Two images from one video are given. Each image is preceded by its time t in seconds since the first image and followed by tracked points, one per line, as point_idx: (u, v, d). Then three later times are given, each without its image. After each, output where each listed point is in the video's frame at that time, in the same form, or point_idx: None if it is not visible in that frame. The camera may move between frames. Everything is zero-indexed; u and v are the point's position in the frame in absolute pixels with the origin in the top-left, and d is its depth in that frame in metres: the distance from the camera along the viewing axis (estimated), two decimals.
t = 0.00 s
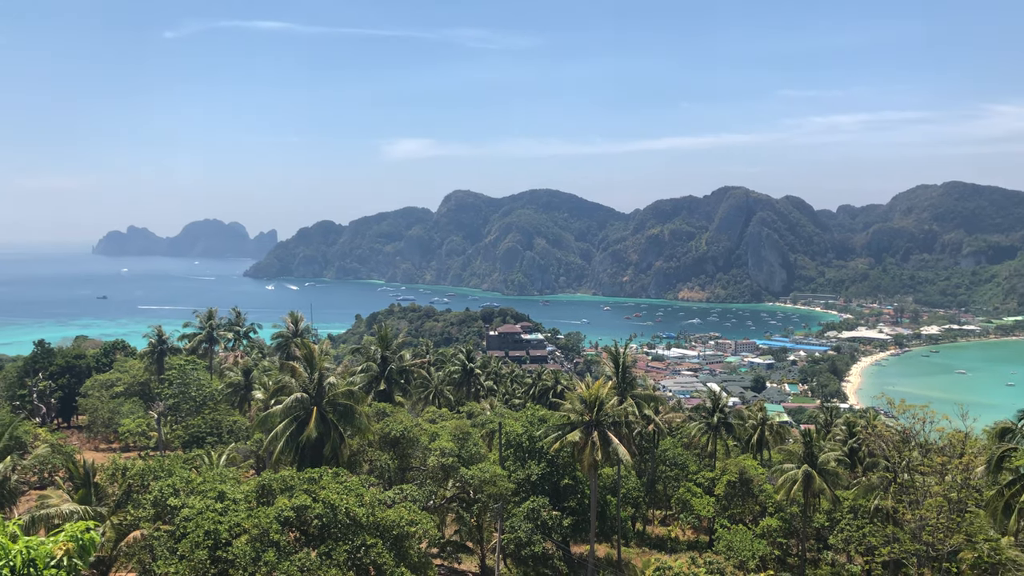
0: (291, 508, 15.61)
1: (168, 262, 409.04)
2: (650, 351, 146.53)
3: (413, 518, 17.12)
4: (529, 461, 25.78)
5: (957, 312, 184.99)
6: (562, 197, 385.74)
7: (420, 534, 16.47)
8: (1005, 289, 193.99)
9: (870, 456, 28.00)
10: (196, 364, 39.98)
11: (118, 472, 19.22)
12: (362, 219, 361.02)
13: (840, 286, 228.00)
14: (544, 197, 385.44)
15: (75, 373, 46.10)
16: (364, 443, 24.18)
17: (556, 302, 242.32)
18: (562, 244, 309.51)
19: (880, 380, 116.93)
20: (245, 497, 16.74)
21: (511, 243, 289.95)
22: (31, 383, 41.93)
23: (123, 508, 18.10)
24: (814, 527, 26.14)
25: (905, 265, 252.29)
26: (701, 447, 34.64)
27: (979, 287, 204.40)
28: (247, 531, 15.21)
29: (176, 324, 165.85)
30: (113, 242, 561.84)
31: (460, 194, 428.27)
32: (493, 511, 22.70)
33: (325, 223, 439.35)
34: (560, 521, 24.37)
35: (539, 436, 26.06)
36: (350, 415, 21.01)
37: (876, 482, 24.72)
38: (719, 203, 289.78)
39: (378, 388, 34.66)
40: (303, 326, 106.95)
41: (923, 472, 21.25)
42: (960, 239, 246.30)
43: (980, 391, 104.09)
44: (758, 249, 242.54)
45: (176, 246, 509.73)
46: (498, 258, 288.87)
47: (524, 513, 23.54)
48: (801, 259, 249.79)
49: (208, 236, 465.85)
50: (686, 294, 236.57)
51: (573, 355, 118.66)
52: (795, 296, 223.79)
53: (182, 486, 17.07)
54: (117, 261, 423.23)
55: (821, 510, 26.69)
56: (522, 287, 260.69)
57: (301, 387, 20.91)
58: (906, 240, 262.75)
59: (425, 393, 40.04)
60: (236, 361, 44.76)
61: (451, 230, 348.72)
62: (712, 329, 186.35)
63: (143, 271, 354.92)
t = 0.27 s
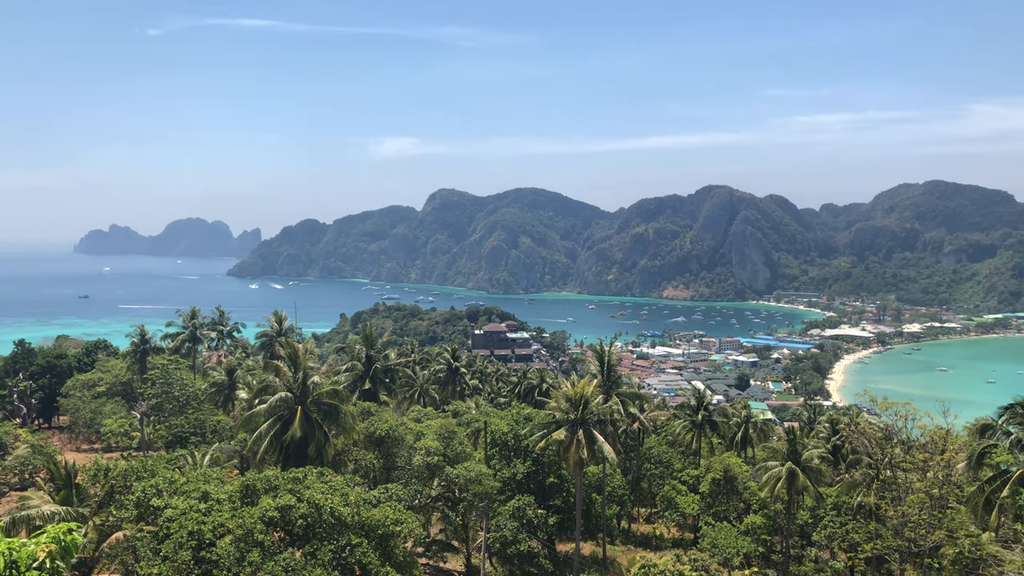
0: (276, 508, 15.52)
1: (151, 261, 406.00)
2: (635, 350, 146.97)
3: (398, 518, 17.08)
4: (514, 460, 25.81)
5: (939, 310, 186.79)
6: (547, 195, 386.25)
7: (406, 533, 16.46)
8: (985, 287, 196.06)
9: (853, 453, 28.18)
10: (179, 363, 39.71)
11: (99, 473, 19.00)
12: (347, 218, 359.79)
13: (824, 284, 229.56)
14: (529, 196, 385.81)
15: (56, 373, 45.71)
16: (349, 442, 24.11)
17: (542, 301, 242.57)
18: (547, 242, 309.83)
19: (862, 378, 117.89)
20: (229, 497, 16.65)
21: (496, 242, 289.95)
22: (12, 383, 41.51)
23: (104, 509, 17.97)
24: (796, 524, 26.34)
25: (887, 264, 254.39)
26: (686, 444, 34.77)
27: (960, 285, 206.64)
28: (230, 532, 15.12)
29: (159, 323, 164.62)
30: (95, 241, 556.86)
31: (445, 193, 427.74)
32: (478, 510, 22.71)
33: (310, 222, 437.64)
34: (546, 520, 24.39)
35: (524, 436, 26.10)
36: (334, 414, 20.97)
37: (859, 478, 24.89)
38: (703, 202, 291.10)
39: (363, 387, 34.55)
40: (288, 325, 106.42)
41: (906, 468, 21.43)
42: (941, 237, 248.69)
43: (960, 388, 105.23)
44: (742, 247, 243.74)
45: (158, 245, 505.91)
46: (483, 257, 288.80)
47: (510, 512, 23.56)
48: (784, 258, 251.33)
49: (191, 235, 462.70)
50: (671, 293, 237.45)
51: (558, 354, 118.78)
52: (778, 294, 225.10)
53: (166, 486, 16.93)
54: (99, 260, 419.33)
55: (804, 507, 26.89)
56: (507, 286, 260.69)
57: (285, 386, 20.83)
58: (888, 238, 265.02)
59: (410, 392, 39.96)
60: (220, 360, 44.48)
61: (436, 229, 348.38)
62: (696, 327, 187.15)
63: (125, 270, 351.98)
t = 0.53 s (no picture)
0: (261, 508, 15.45)
1: (134, 260, 403.02)
2: (620, 348, 147.37)
3: (383, 517, 17.05)
4: (500, 459, 25.81)
5: (920, 308, 188.61)
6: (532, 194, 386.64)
7: (392, 532, 16.46)
8: (966, 285, 198.12)
9: (836, 450, 28.37)
10: (163, 362, 39.42)
11: (82, 473, 18.83)
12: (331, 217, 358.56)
13: (807, 282, 231.16)
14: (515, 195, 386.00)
15: (37, 373, 45.26)
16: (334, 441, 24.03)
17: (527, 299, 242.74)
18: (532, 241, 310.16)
19: (845, 376, 118.83)
20: (213, 497, 16.56)
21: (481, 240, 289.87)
22: None
23: (88, 509, 17.84)
24: (780, 521, 26.51)
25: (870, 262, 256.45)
26: (671, 442, 34.91)
27: (942, 283, 208.96)
28: (215, 532, 15.06)
29: (142, 323, 163.44)
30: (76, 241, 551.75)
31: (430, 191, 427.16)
32: (464, 508, 22.70)
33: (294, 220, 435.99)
34: (531, 518, 24.46)
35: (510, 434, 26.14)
36: (318, 413, 20.94)
37: (842, 475, 25.07)
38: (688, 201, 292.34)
39: (348, 386, 34.43)
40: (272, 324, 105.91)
41: (889, 465, 21.57)
42: (923, 235, 250.95)
43: (941, 385, 106.32)
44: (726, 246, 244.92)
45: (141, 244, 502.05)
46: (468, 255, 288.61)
47: (495, 510, 23.60)
48: (768, 256, 252.76)
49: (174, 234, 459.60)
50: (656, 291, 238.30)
51: (543, 352, 118.93)
52: (762, 293, 226.37)
53: (149, 487, 16.82)
54: (81, 259, 415.53)
55: (787, 504, 27.09)
56: (493, 285, 260.77)
57: (269, 386, 20.72)
58: (870, 237, 267.20)
59: (396, 390, 39.92)
60: (204, 359, 44.22)
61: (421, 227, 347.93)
62: (681, 325, 187.93)
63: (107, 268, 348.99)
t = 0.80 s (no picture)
0: (245, 508, 15.38)
1: (116, 259, 399.76)
2: (606, 346, 147.56)
3: (369, 517, 17.04)
4: (486, 458, 25.81)
5: (902, 307, 190.16)
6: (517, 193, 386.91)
7: (376, 531, 16.51)
8: (948, 283, 199.83)
9: (820, 447, 28.55)
10: (146, 362, 39.13)
11: (64, 474, 18.70)
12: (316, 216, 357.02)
13: (791, 280, 232.56)
14: (500, 194, 386.01)
15: (18, 373, 44.79)
16: (319, 441, 23.94)
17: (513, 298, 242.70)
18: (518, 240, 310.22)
19: (829, 373, 119.49)
20: (198, 497, 16.47)
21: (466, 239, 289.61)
22: None
23: (69, 511, 17.67)
24: (764, 518, 26.62)
25: (853, 261, 258.28)
26: (656, 441, 35.06)
27: (924, 281, 210.89)
28: (198, 533, 14.96)
29: (125, 323, 162.00)
30: (58, 241, 546.46)
31: (415, 190, 426.20)
32: (450, 507, 22.67)
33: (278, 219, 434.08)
34: (516, 517, 24.49)
35: (495, 433, 26.18)
36: (304, 413, 20.88)
37: (824, 473, 25.28)
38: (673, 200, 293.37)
39: (334, 386, 34.37)
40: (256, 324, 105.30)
41: (871, 462, 21.76)
42: (905, 234, 253.01)
43: (924, 383, 107.28)
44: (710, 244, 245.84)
45: (123, 243, 497.49)
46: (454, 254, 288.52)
47: (481, 509, 23.64)
48: (752, 255, 254.06)
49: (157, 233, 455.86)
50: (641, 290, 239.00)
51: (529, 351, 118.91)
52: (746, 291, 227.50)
53: (133, 487, 16.68)
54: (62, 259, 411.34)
55: (772, 502, 27.26)
56: (478, 284, 260.63)
57: (254, 386, 20.59)
58: (854, 235, 269.04)
59: (382, 390, 39.85)
60: (188, 359, 43.93)
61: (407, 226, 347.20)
62: (666, 324, 188.56)
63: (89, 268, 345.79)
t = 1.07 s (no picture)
0: (230, 509, 15.30)
1: (99, 259, 396.59)
2: (592, 345, 147.70)
3: (355, 517, 17.00)
4: (472, 457, 25.81)
5: (885, 305, 191.56)
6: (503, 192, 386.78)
7: (363, 531, 16.50)
8: (930, 282, 201.67)
9: (804, 445, 28.72)
10: (129, 363, 38.80)
11: (46, 475, 18.54)
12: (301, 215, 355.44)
13: (775, 279, 233.84)
14: (485, 193, 385.77)
15: None
16: (304, 441, 23.82)
17: (499, 297, 242.64)
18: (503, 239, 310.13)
19: (813, 371, 120.16)
20: (182, 497, 16.35)
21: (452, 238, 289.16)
22: None
23: (52, 512, 17.52)
24: (750, 515, 26.75)
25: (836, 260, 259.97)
26: (641, 439, 35.21)
27: (907, 280, 212.64)
28: (183, 534, 14.86)
29: (107, 323, 160.44)
30: (39, 240, 541.05)
31: (401, 189, 425.09)
32: (436, 506, 22.63)
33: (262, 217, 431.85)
34: (501, 515, 24.52)
35: (481, 432, 26.18)
36: (289, 413, 20.81)
37: (808, 471, 25.44)
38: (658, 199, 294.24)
39: (319, 385, 34.27)
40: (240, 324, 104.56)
41: (855, 460, 21.92)
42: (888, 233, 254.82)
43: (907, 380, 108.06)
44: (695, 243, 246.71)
45: (106, 242, 493.03)
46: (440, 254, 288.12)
47: (467, 509, 23.66)
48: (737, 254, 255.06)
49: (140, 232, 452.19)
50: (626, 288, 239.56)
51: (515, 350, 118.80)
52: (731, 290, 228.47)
53: (116, 490, 16.57)
54: (43, 258, 406.96)
55: (756, 499, 27.41)
56: (464, 283, 260.35)
57: (238, 385, 20.51)
58: (837, 234, 270.73)
59: (367, 389, 39.74)
60: (172, 359, 43.63)
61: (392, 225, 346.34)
62: (651, 322, 189.07)
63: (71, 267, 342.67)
